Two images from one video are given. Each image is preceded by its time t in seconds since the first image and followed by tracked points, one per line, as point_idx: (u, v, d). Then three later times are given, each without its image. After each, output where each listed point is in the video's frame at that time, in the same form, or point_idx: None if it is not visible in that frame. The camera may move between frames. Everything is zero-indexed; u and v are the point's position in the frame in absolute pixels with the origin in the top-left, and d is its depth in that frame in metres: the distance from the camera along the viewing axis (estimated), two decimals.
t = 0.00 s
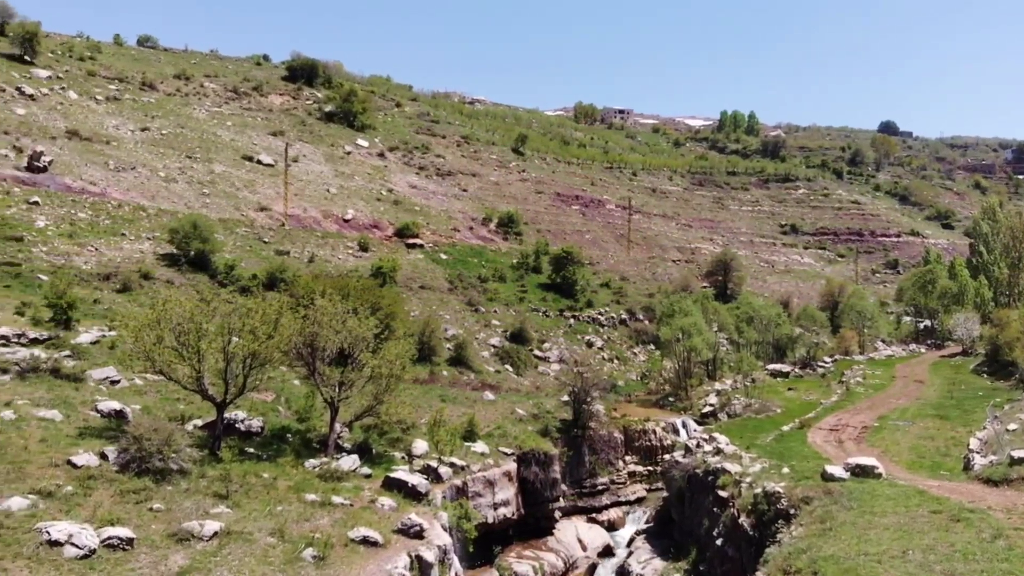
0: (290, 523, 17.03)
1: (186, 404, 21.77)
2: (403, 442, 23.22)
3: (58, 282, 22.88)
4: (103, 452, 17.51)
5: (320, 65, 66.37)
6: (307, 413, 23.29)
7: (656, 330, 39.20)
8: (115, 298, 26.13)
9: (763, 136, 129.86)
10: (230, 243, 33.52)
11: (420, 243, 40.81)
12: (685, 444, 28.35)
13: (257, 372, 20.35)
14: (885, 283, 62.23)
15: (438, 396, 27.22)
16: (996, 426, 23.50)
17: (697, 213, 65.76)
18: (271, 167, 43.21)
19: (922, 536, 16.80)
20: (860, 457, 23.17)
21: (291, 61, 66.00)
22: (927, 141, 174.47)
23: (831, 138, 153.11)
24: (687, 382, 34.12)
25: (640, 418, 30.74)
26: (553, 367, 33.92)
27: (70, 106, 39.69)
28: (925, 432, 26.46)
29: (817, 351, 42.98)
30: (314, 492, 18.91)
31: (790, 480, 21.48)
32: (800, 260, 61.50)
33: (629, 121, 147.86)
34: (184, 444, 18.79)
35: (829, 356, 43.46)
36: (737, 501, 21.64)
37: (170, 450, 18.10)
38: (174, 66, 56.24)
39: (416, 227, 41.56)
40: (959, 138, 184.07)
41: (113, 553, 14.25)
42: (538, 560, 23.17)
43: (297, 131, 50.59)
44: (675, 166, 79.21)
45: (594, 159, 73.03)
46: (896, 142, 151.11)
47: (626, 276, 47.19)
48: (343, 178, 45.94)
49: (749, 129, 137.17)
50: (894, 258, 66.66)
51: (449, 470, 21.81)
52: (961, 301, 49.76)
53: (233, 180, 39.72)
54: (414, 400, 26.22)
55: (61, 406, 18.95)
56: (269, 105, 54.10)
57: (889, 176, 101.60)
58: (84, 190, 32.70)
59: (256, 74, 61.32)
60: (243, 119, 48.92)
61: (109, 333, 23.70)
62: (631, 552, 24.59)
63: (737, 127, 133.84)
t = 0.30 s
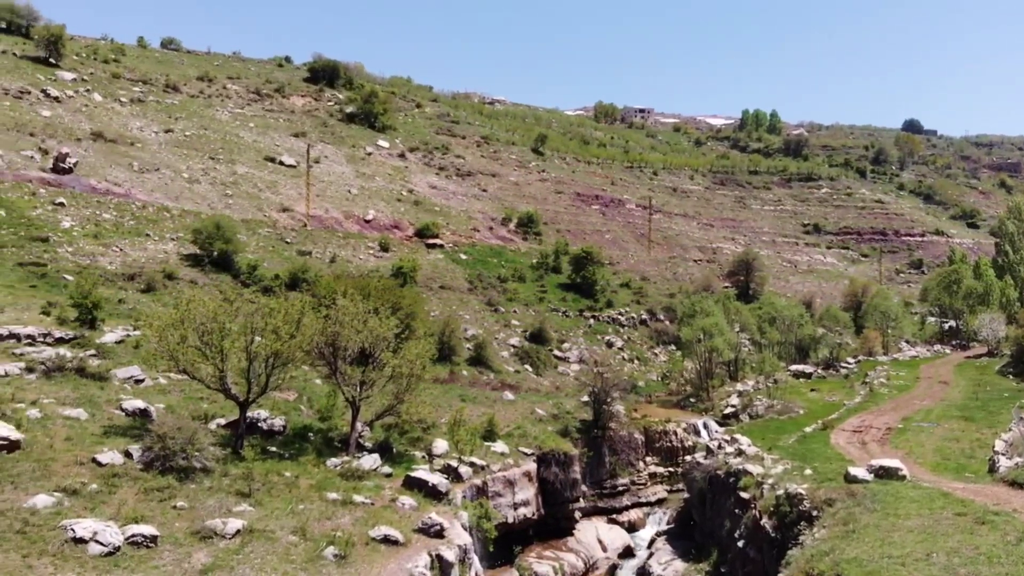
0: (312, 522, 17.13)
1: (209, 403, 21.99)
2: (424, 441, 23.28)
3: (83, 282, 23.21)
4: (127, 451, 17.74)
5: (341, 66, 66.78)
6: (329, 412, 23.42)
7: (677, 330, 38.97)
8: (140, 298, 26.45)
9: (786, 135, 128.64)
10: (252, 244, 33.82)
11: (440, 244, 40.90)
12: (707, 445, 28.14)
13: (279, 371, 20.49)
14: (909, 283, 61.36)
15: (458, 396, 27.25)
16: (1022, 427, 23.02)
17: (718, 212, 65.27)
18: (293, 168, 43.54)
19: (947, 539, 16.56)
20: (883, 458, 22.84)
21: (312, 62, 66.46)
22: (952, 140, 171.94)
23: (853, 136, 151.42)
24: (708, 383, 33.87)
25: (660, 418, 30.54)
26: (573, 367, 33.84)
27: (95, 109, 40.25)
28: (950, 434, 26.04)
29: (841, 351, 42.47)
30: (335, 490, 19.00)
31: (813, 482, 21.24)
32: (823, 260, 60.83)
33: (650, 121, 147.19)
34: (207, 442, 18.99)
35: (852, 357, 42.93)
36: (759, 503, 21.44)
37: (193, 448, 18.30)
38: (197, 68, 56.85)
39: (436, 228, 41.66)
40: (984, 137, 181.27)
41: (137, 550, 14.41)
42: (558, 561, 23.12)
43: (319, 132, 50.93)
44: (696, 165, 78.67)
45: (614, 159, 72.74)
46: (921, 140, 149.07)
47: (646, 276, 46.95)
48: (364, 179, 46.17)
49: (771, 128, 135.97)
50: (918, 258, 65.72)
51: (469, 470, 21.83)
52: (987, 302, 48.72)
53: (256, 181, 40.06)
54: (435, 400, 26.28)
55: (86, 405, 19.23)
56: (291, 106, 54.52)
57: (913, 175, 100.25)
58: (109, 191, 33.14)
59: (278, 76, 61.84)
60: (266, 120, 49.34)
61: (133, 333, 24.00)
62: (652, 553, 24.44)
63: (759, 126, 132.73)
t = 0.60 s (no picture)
0: (334, 520, 17.22)
1: (232, 401, 22.18)
2: (444, 441, 23.31)
3: (108, 282, 23.52)
4: (151, 449, 17.95)
5: (362, 67, 67.15)
6: (350, 411, 23.52)
7: (698, 331, 38.71)
8: (163, 298, 26.77)
9: (808, 134, 127.34)
10: (275, 244, 34.10)
11: (459, 244, 40.97)
12: (729, 446, 27.90)
13: (301, 371, 20.62)
14: (934, 283, 60.45)
15: (478, 396, 27.24)
16: None
17: (740, 212, 64.74)
18: (315, 169, 43.84)
19: (972, 542, 16.32)
20: (907, 460, 22.52)
21: (333, 64, 66.88)
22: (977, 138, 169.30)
23: (877, 135, 149.58)
24: (729, 384, 33.59)
25: (682, 420, 30.32)
26: (593, 367, 33.73)
27: (120, 110, 40.81)
28: (976, 435, 25.61)
29: (864, 352, 41.94)
30: (356, 489, 19.09)
31: (836, 484, 20.99)
32: (846, 260, 60.11)
33: (671, 120, 146.38)
34: (230, 441, 19.16)
35: (876, 358, 42.37)
36: (781, 505, 21.21)
37: (216, 447, 18.48)
38: (220, 70, 57.44)
39: (456, 228, 41.74)
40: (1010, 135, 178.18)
41: (160, 548, 14.57)
42: (578, 561, 23.03)
43: (340, 134, 51.23)
44: (718, 164, 78.07)
45: (635, 158, 72.41)
46: (946, 138, 146.87)
47: (667, 276, 46.68)
48: (385, 179, 46.36)
49: (793, 126, 134.67)
50: (944, 258, 64.74)
51: (489, 470, 21.82)
52: (1013, 303, 48.10)
53: (278, 182, 40.37)
54: (455, 399, 26.30)
55: (111, 404, 19.49)
56: (313, 107, 54.92)
57: (938, 174, 98.86)
58: (133, 192, 33.57)
59: (300, 78, 62.32)
60: (288, 122, 49.75)
61: (157, 332, 24.29)
62: (673, 555, 24.28)
63: (781, 125, 131.50)
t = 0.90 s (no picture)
0: (354, 519, 17.30)
1: (254, 401, 22.36)
2: (464, 441, 23.33)
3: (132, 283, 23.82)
4: (175, 448, 18.14)
5: (383, 69, 67.47)
6: (371, 411, 23.61)
7: (719, 331, 38.43)
8: (187, 298, 27.06)
9: (830, 133, 125.99)
10: (297, 245, 34.35)
11: (479, 244, 41.02)
12: (750, 448, 27.66)
13: (323, 370, 20.74)
14: (959, 283, 59.55)
15: (497, 396, 27.23)
16: None
17: (762, 211, 64.18)
18: (336, 170, 44.10)
19: (996, 546, 16.10)
20: (931, 463, 22.19)
21: (354, 65, 67.25)
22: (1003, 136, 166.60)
23: (900, 134, 147.67)
24: (751, 386, 33.30)
25: (703, 421, 30.08)
26: (613, 368, 33.60)
27: (143, 113, 41.31)
28: (1002, 438, 25.21)
29: (888, 353, 41.40)
30: (376, 488, 19.17)
31: (859, 486, 20.74)
32: (869, 259, 59.37)
33: (691, 119, 145.52)
34: (252, 440, 19.31)
35: (900, 359, 41.80)
36: (803, 507, 20.99)
37: (239, 446, 18.64)
38: (242, 72, 57.99)
39: (476, 228, 41.79)
40: None
41: (184, 546, 14.74)
42: (598, 562, 22.94)
43: (361, 135, 51.49)
44: (739, 163, 77.43)
45: (655, 158, 72.05)
46: (971, 137, 144.74)
47: (688, 276, 46.40)
48: (405, 180, 46.53)
49: (815, 125, 133.34)
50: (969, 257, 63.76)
51: (508, 470, 21.80)
52: None
53: (300, 183, 40.65)
54: (474, 399, 26.30)
55: (136, 403, 19.73)
56: (334, 109, 55.28)
57: (963, 173, 97.42)
58: (157, 193, 33.97)
59: (321, 79, 62.74)
60: (309, 123, 50.12)
61: (180, 332, 24.55)
62: (694, 557, 24.13)
63: (804, 124, 130.24)
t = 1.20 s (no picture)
0: (375, 518, 17.36)
1: (276, 400, 22.51)
2: (483, 441, 23.33)
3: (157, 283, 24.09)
4: (197, 446, 18.32)
5: (403, 70, 67.72)
6: (391, 410, 23.68)
7: (741, 332, 38.11)
8: (210, 298, 27.32)
9: (853, 132, 124.63)
10: (319, 245, 34.57)
11: (498, 244, 41.04)
12: (772, 450, 27.40)
13: (343, 370, 20.85)
14: (985, 283, 58.59)
15: (517, 396, 27.21)
16: None
17: (784, 211, 63.56)
18: (357, 171, 44.32)
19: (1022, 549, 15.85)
20: (956, 465, 21.82)
21: (375, 66, 67.56)
22: None
23: (925, 132, 145.63)
24: (773, 386, 32.99)
25: (724, 422, 29.83)
26: (633, 368, 33.45)
27: (167, 114, 41.77)
28: None
29: (912, 354, 40.81)
30: (397, 487, 19.22)
31: (882, 488, 20.46)
32: (893, 259, 58.60)
33: (712, 118, 144.50)
34: (274, 439, 19.45)
35: (925, 360, 41.20)
36: (825, 509, 20.76)
37: (261, 444, 18.77)
38: (264, 74, 58.46)
39: (495, 228, 41.79)
40: None
41: (206, 543, 14.89)
42: (618, 563, 22.84)
43: (381, 136, 51.71)
44: (760, 163, 76.75)
45: (676, 157, 71.63)
46: (997, 136, 142.42)
47: (709, 276, 46.06)
48: (425, 181, 46.63)
49: (838, 124, 131.91)
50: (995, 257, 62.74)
51: (528, 470, 21.76)
52: None
53: (321, 184, 40.90)
54: (494, 399, 26.28)
55: (159, 402, 19.95)
56: (355, 110, 55.58)
57: (989, 172, 95.86)
58: (180, 194, 34.33)
59: (342, 81, 63.08)
60: (330, 124, 50.42)
61: (203, 331, 24.80)
62: (714, 559, 23.96)
63: (826, 123, 128.89)
